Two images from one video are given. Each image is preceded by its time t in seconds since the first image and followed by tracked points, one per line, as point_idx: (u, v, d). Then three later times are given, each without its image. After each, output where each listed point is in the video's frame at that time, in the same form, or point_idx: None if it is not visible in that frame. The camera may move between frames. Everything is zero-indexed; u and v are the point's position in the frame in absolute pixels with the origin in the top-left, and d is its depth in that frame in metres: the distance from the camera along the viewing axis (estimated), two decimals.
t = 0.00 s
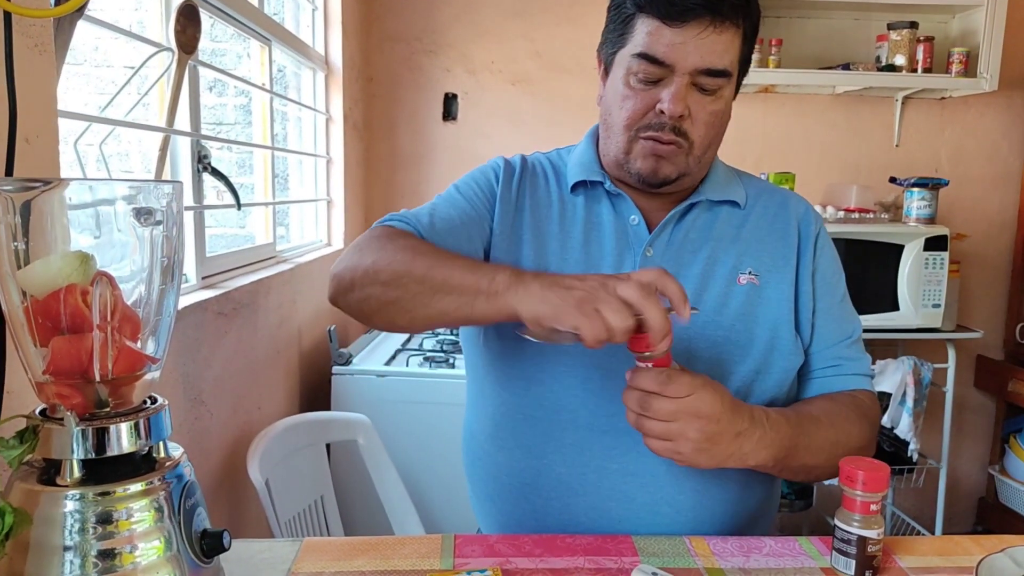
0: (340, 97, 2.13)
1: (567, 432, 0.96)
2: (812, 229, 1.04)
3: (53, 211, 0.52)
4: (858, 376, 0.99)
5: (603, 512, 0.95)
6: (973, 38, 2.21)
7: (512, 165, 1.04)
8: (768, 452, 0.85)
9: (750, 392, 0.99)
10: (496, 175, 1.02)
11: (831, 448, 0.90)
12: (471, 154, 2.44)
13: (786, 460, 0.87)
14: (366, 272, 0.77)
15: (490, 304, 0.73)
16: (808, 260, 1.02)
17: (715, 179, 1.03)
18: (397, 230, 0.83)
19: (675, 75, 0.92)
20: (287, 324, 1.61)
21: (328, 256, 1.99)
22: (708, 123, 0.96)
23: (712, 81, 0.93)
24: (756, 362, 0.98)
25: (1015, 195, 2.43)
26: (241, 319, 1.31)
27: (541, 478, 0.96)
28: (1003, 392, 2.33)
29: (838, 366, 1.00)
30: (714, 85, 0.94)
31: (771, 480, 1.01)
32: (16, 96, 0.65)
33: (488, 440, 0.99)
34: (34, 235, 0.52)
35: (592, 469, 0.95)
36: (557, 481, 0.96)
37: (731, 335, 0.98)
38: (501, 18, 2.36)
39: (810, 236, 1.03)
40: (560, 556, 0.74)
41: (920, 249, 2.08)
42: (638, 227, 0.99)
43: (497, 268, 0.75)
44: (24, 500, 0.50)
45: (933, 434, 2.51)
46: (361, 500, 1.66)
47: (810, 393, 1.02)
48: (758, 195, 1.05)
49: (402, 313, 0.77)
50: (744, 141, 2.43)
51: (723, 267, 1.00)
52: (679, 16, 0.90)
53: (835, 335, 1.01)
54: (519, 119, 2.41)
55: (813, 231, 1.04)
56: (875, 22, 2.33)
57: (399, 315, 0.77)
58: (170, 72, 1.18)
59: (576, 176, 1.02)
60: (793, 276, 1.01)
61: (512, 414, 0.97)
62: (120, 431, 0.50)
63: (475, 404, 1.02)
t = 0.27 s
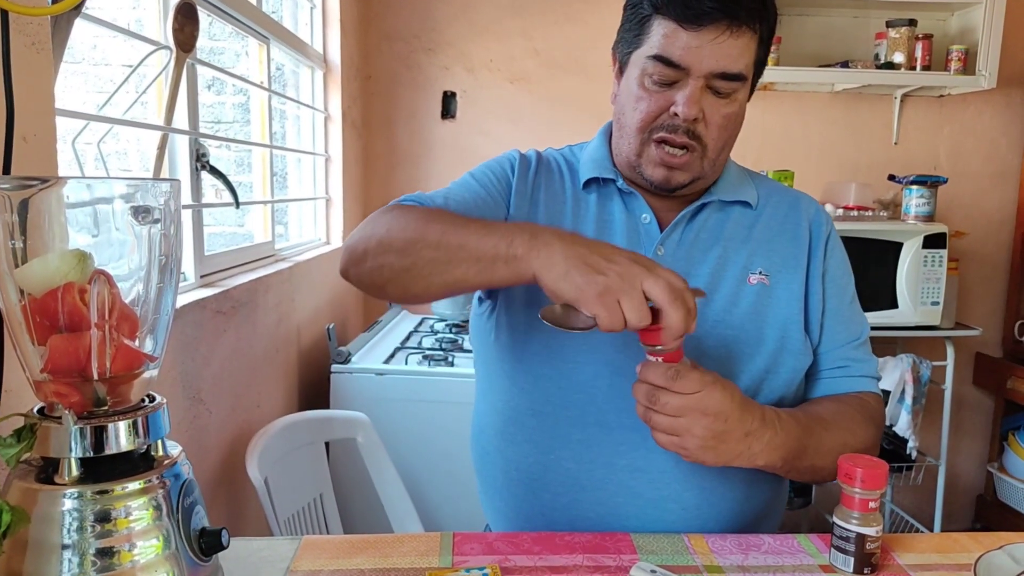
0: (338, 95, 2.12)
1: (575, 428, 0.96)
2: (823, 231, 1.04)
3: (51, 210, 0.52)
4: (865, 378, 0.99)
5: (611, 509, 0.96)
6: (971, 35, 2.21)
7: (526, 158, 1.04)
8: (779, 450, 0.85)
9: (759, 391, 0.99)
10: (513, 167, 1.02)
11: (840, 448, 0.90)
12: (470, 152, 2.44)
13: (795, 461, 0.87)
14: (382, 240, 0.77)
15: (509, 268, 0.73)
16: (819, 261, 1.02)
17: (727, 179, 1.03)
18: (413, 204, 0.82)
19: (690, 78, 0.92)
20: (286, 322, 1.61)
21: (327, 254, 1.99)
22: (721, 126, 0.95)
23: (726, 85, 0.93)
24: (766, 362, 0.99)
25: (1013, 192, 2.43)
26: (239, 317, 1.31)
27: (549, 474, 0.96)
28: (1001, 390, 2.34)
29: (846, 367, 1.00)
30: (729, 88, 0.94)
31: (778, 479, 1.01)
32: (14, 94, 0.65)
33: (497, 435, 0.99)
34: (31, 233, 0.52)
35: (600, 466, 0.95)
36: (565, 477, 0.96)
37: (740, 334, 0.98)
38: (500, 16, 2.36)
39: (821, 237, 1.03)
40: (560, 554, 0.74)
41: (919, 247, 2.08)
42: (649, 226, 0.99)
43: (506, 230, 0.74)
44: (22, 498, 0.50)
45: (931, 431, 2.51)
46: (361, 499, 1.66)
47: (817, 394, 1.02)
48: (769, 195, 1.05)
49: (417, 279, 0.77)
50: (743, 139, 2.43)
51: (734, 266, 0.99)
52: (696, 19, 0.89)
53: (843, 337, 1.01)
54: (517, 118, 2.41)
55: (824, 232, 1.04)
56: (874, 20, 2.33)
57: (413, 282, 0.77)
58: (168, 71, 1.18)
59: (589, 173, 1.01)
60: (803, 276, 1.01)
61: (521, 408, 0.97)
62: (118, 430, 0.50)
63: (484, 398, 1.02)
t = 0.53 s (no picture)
0: (339, 95, 2.12)
1: (587, 425, 0.96)
2: (838, 234, 1.04)
3: (51, 210, 0.52)
4: (877, 384, 0.99)
5: (622, 505, 0.96)
6: (972, 35, 2.21)
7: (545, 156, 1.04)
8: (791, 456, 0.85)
9: (771, 393, 0.99)
10: (533, 164, 1.02)
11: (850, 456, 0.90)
12: (470, 152, 2.44)
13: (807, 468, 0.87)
14: (411, 231, 0.77)
15: (539, 262, 0.73)
16: (834, 265, 1.02)
17: (743, 181, 1.03)
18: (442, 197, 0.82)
19: (708, 82, 0.91)
20: (287, 323, 1.61)
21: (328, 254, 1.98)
22: (738, 130, 0.95)
23: (744, 89, 0.93)
24: (779, 364, 0.98)
25: (1014, 192, 2.43)
26: (240, 317, 1.31)
27: (561, 469, 0.96)
28: (1002, 390, 2.34)
29: (858, 371, 1.00)
30: (747, 92, 0.93)
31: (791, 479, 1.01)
32: (14, 94, 0.65)
33: (511, 430, 0.99)
34: (33, 234, 0.52)
35: (612, 462, 0.95)
36: (577, 473, 0.96)
37: (755, 335, 0.98)
38: (500, 15, 2.36)
39: (836, 240, 1.03)
40: (561, 555, 0.74)
41: (920, 247, 2.08)
42: (666, 226, 0.99)
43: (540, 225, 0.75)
44: (23, 500, 0.50)
45: (932, 431, 2.51)
46: (360, 499, 1.66)
47: (829, 398, 1.02)
48: (786, 198, 1.05)
49: (444, 271, 0.77)
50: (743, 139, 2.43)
51: (750, 267, 0.99)
52: (716, 24, 0.88)
53: (857, 341, 1.01)
54: (517, 117, 2.41)
55: (840, 236, 1.03)
56: (874, 19, 2.33)
57: (440, 274, 0.77)
58: (168, 71, 1.18)
59: (606, 172, 1.01)
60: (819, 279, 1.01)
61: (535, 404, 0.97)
62: (119, 430, 0.50)
63: (498, 394, 1.02)
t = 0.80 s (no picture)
0: (339, 99, 2.12)
1: (600, 426, 0.96)
2: (856, 241, 1.03)
3: (52, 216, 0.52)
4: (892, 394, 0.97)
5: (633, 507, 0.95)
6: (971, 38, 2.22)
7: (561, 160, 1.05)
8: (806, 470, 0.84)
9: (785, 399, 0.99)
10: (549, 168, 1.03)
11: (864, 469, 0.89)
12: (470, 155, 2.44)
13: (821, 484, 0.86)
14: (424, 240, 0.78)
15: (548, 258, 0.73)
16: (851, 272, 1.01)
17: (760, 186, 1.03)
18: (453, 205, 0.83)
19: (726, 89, 0.91)
20: (287, 326, 1.61)
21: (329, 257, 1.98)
22: (756, 136, 0.95)
23: (762, 95, 0.92)
24: (793, 369, 0.98)
25: (1014, 194, 2.43)
26: (240, 321, 1.31)
27: (573, 470, 0.96)
28: (1003, 392, 2.34)
29: (872, 380, 0.98)
30: (765, 99, 0.93)
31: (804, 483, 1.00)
32: (16, 100, 0.65)
33: (524, 430, 0.99)
34: (33, 239, 0.52)
35: (624, 464, 0.95)
36: (589, 474, 0.96)
37: (768, 340, 0.98)
38: (500, 19, 2.36)
39: (853, 247, 1.02)
40: (562, 559, 0.74)
41: (920, 250, 2.08)
42: (681, 230, 1.00)
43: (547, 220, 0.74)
44: (23, 505, 0.50)
45: (933, 433, 2.50)
46: (361, 503, 1.66)
47: (843, 406, 1.00)
48: (803, 204, 1.05)
49: (457, 276, 0.77)
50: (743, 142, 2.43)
51: (765, 273, 0.99)
52: (733, 32, 0.88)
53: (873, 349, 0.99)
54: (518, 121, 2.42)
55: (857, 242, 1.02)
56: (874, 23, 2.33)
57: (454, 280, 0.78)
58: (169, 75, 1.18)
59: (621, 176, 1.02)
60: (834, 286, 1.00)
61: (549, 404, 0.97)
62: (119, 435, 0.50)
63: (512, 394, 1.02)
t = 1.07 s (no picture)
0: (338, 101, 2.12)
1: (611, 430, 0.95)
2: (872, 251, 1.02)
3: (50, 219, 0.51)
4: (909, 404, 0.97)
5: (646, 510, 0.95)
6: (969, 39, 2.22)
7: (568, 167, 1.04)
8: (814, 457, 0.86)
9: (798, 405, 0.99)
10: (557, 175, 1.03)
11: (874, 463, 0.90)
12: (469, 157, 2.44)
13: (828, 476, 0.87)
14: (423, 287, 0.76)
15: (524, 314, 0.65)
16: (867, 282, 1.00)
17: (775, 191, 1.02)
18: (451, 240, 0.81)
19: (751, 72, 0.93)
20: (286, 329, 1.60)
21: (327, 260, 1.98)
22: (783, 122, 0.96)
23: (787, 77, 0.94)
24: (807, 377, 0.98)
25: (1012, 195, 2.44)
26: (239, 323, 1.31)
27: (584, 473, 0.96)
28: (1002, 393, 2.34)
29: (892, 391, 0.97)
30: (789, 81, 0.95)
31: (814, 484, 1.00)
32: (14, 102, 0.65)
33: (535, 432, 0.98)
34: (31, 242, 0.51)
35: (636, 468, 0.95)
36: (600, 477, 0.96)
37: (782, 348, 0.98)
38: (499, 21, 2.36)
39: (870, 257, 1.01)
40: (562, 561, 0.74)
41: (918, 251, 2.08)
42: (696, 235, 0.99)
43: (526, 272, 0.68)
44: (21, 509, 0.50)
45: (932, 434, 2.50)
46: (359, 506, 1.65)
47: (857, 414, 1.00)
48: (819, 209, 1.04)
49: (454, 331, 0.73)
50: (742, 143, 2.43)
51: (779, 281, 0.99)
52: (756, 14, 0.91)
53: (890, 360, 0.98)
54: (516, 122, 2.42)
55: (874, 251, 1.02)
56: (872, 24, 2.34)
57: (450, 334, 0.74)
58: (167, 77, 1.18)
59: (637, 179, 1.02)
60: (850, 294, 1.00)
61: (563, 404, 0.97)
62: (117, 438, 0.50)
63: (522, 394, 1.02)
